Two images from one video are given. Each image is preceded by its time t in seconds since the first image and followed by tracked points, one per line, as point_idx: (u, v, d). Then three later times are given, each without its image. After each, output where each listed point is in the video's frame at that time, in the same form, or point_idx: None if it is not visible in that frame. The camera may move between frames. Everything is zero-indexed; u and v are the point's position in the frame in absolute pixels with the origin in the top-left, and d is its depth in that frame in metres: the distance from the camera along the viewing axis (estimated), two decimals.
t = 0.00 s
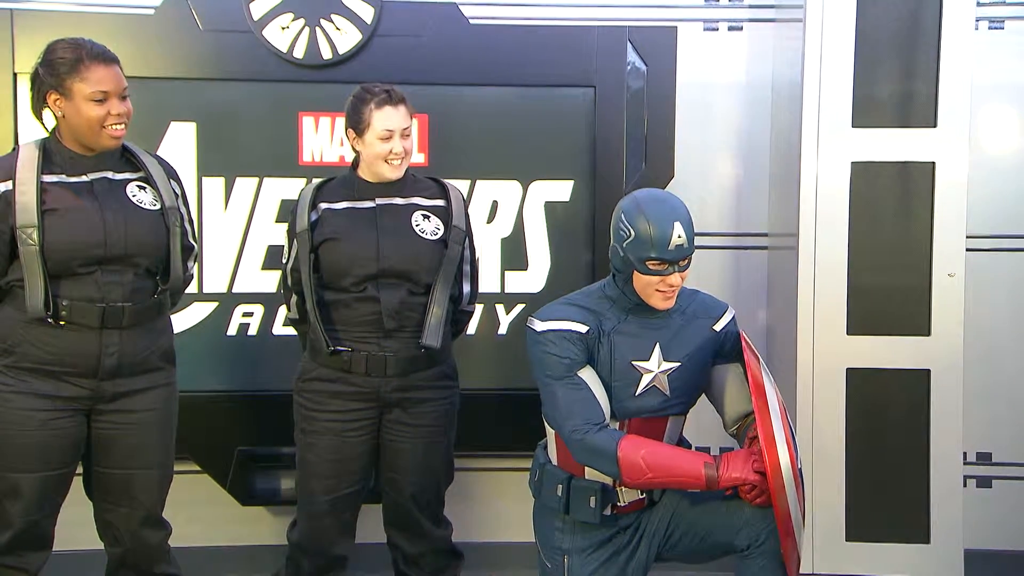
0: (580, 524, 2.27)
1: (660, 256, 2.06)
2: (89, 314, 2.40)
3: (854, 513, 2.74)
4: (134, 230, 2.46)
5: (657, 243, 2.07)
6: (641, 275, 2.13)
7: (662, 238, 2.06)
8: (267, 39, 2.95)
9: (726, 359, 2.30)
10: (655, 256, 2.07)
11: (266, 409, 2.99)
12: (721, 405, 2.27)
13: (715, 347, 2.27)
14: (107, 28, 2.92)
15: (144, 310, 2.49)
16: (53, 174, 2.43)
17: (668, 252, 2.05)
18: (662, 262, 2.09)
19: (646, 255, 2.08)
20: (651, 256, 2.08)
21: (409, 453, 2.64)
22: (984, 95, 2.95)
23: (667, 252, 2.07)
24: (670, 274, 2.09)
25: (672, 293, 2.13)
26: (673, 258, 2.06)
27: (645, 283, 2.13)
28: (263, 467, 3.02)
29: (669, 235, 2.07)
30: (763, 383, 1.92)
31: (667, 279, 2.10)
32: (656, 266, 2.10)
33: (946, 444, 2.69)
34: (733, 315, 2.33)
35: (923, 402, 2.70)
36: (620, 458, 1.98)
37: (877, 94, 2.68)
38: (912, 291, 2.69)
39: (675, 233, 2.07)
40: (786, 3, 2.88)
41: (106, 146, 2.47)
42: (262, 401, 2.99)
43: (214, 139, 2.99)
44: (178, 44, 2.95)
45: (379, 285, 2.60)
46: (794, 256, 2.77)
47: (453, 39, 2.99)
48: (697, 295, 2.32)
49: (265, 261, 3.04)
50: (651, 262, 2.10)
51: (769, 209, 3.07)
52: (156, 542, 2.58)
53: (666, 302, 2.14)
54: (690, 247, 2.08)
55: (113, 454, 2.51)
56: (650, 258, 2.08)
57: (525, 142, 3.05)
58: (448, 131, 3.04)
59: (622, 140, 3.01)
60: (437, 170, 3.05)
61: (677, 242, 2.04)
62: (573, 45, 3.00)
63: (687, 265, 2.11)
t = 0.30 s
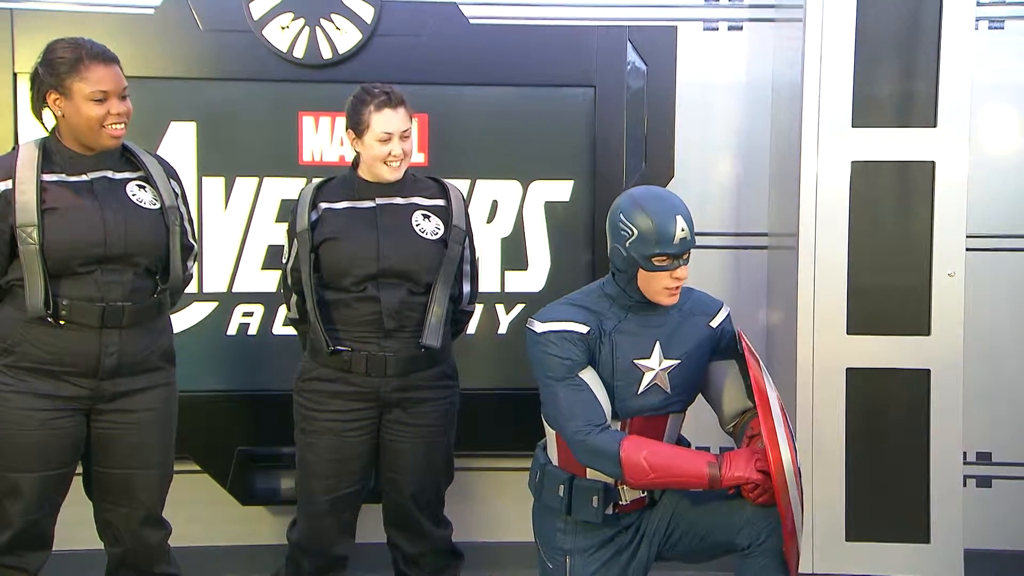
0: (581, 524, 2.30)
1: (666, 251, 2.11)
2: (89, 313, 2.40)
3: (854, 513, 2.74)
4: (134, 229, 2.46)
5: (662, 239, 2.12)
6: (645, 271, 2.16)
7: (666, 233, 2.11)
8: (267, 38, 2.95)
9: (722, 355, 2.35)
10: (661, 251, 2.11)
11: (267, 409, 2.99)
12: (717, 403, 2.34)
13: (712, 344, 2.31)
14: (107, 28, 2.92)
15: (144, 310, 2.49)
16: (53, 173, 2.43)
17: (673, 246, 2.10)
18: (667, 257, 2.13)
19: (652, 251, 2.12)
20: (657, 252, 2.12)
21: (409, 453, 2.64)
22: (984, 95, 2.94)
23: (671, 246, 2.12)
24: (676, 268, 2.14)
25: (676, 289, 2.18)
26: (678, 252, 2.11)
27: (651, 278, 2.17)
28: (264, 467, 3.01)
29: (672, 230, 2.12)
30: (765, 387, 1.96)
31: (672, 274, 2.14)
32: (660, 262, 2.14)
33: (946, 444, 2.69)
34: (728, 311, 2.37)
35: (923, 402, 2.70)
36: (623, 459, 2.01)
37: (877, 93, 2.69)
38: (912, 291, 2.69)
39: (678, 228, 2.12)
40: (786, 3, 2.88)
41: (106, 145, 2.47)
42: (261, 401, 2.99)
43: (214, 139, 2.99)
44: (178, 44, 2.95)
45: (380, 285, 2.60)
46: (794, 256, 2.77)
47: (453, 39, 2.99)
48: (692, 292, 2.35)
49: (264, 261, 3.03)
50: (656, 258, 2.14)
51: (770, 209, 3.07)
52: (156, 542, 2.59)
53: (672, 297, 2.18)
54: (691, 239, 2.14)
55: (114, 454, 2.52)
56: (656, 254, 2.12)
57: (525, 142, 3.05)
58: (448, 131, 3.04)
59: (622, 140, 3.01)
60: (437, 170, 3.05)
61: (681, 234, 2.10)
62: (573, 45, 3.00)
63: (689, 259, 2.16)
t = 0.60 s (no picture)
0: (579, 524, 2.32)
1: (667, 250, 2.12)
2: (85, 313, 2.42)
3: (852, 513, 2.73)
4: (132, 229, 2.48)
5: (663, 237, 2.13)
6: (646, 271, 2.17)
7: (667, 232, 2.13)
8: (266, 38, 2.94)
9: (720, 355, 2.36)
10: (662, 250, 2.12)
11: (267, 409, 2.98)
12: (715, 403, 2.36)
13: (710, 344, 2.33)
14: (105, 28, 2.92)
15: (142, 311, 2.51)
16: (51, 173, 2.45)
17: (675, 244, 2.12)
18: (668, 257, 2.15)
19: (653, 250, 2.14)
20: (658, 250, 2.13)
21: (407, 452, 2.64)
22: (983, 95, 2.94)
23: (672, 245, 2.13)
24: (677, 267, 2.15)
25: (677, 290, 2.18)
26: (679, 251, 2.13)
27: (653, 278, 2.17)
28: (263, 466, 3.02)
29: (673, 229, 2.13)
30: (763, 389, 1.98)
31: (673, 273, 2.15)
32: (661, 262, 2.16)
33: (944, 443, 2.68)
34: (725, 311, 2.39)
35: (922, 401, 2.69)
36: (623, 459, 2.04)
37: (875, 93, 2.69)
38: (910, 290, 2.69)
39: (679, 227, 2.14)
40: (784, 3, 2.88)
41: (103, 145, 2.48)
42: (261, 400, 2.98)
43: (212, 138, 2.99)
44: (176, 43, 2.94)
45: (378, 285, 2.60)
46: (792, 255, 2.77)
47: (452, 39, 2.99)
48: (691, 292, 2.37)
49: (263, 261, 3.03)
50: (657, 257, 2.15)
51: (768, 209, 3.07)
52: (155, 541, 2.60)
53: (674, 297, 2.19)
54: (691, 239, 2.16)
55: (112, 453, 2.54)
56: (657, 253, 2.14)
57: (523, 142, 3.05)
58: (447, 131, 3.04)
59: (620, 140, 3.01)
60: (436, 170, 3.05)
61: (682, 233, 2.11)
62: (572, 45, 3.00)
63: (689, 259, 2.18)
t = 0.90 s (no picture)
0: (574, 519, 2.37)
1: (663, 251, 2.15)
2: (87, 310, 2.46)
3: (846, 508, 2.75)
4: (133, 228, 2.51)
5: (659, 239, 2.16)
6: (641, 270, 2.21)
7: (664, 233, 2.16)
8: (265, 38, 2.97)
9: (713, 351, 2.40)
10: (657, 250, 2.15)
11: (266, 405, 3.00)
12: (708, 399, 2.40)
13: (703, 341, 2.37)
14: (106, 28, 2.95)
15: (142, 308, 2.54)
16: (53, 171, 2.48)
17: (670, 246, 2.15)
18: (663, 257, 2.18)
19: (649, 250, 2.17)
20: (654, 251, 2.16)
21: (405, 448, 2.67)
22: (975, 94, 2.97)
23: (668, 246, 2.16)
24: (672, 268, 2.18)
25: (670, 291, 2.22)
26: (675, 252, 2.16)
27: (647, 277, 2.21)
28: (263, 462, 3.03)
29: (670, 231, 2.16)
30: (756, 388, 2.03)
31: (667, 274, 2.19)
32: (657, 262, 2.19)
33: (936, 439, 2.71)
34: (718, 308, 2.43)
35: (915, 397, 2.72)
36: (617, 456, 2.08)
37: (868, 92, 2.72)
38: (902, 287, 2.72)
39: (676, 229, 2.17)
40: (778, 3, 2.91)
41: (105, 144, 2.51)
42: (261, 397, 3.01)
43: (211, 137, 3.01)
44: (176, 43, 2.97)
45: (376, 282, 2.63)
46: (786, 252, 2.80)
47: (450, 39, 3.02)
48: (684, 290, 2.41)
49: (263, 259, 3.05)
50: (653, 257, 2.18)
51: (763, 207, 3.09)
52: (155, 537, 2.64)
53: (667, 297, 2.23)
54: (688, 240, 2.19)
55: (112, 449, 2.57)
56: (652, 253, 2.17)
57: (520, 141, 3.08)
58: (444, 130, 3.07)
59: (616, 139, 3.04)
60: (433, 168, 3.08)
61: (678, 234, 2.14)
62: (568, 45, 3.03)
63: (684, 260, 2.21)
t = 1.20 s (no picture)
0: (565, 504, 2.46)
1: (657, 246, 2.22)
2: (89, 300, 2.52)
3: (830, 492, 2.81)
4: (133, 219, 2.57)
5: (654, 234, 2.22)
6: (634, 263, 2.27)
7: (659, 228, 2.22)
8: (262, 32, 3.02)
9: (700, 339, 2.47)
10: (651, 245, 2.22)
11: (264, 392, 3.07)
12: (695, 385, 2.47)
13: (690, 328, 2.44)
14: (106, 22, 3.00)
15: (142, 297, 2.60)
16: (54, 163, 2.53)
17: (664, 242, 2.22)
18: (656, 251, 2.25)
19: (643, 245, 2.23)
20: (649, 246, 2.23)
21: (400, 433, 2.73)
22: (959, 86, 3.02)
23: (662, 242, 2.23)
24: (663, 263, 2.26)
25: (658, 283, 2.31)
26: (668, 248, 2.23)
27: (637, 270, 2.29)
28: (262, 448, 3.11)
29: (664, 226, 2.22)
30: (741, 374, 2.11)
31: (658, 267, 2.27)
32: (650, 256, 2.26)
33: (919, 425, 2.77)
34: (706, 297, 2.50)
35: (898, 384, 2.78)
36: (607, 443, 2.15)
37: (853, 86, 2.77)
38: (886, 277, 2.78)
39: (670, 224, 2.23)
40: None
41: (106, 136, 2.56)
42: (259, 384, 3.07)
43: (210, 130, 3.06)
44: (175, 37, 3.02)
45: (371, 272, 2.69)
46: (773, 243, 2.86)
47: (444, 33, 3.07)
48: (672, 279, 2.48)
49: (261, 249, 3.10)
50: (646, 252, 2.24)
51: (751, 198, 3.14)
52: (156, 522, 2.69)
53: (654, 288, 2.31)
54: (680, 235, 2.26)
55: (114, 435, 2.63)
56: (646, 248, 2.23)
57: (513, 133, 3.13)
58: (438, 122, 3.12)
59: (607, 132, 3.10)
60: (428, 160, 3.13)
61: (672, 231, 2.21)
62: (560, 39, 3.09)
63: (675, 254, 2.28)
